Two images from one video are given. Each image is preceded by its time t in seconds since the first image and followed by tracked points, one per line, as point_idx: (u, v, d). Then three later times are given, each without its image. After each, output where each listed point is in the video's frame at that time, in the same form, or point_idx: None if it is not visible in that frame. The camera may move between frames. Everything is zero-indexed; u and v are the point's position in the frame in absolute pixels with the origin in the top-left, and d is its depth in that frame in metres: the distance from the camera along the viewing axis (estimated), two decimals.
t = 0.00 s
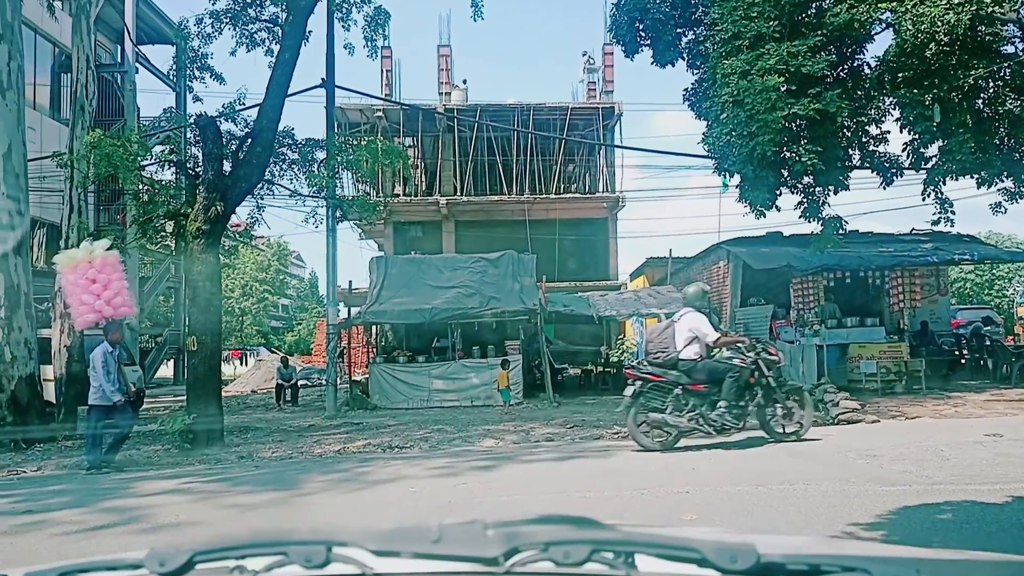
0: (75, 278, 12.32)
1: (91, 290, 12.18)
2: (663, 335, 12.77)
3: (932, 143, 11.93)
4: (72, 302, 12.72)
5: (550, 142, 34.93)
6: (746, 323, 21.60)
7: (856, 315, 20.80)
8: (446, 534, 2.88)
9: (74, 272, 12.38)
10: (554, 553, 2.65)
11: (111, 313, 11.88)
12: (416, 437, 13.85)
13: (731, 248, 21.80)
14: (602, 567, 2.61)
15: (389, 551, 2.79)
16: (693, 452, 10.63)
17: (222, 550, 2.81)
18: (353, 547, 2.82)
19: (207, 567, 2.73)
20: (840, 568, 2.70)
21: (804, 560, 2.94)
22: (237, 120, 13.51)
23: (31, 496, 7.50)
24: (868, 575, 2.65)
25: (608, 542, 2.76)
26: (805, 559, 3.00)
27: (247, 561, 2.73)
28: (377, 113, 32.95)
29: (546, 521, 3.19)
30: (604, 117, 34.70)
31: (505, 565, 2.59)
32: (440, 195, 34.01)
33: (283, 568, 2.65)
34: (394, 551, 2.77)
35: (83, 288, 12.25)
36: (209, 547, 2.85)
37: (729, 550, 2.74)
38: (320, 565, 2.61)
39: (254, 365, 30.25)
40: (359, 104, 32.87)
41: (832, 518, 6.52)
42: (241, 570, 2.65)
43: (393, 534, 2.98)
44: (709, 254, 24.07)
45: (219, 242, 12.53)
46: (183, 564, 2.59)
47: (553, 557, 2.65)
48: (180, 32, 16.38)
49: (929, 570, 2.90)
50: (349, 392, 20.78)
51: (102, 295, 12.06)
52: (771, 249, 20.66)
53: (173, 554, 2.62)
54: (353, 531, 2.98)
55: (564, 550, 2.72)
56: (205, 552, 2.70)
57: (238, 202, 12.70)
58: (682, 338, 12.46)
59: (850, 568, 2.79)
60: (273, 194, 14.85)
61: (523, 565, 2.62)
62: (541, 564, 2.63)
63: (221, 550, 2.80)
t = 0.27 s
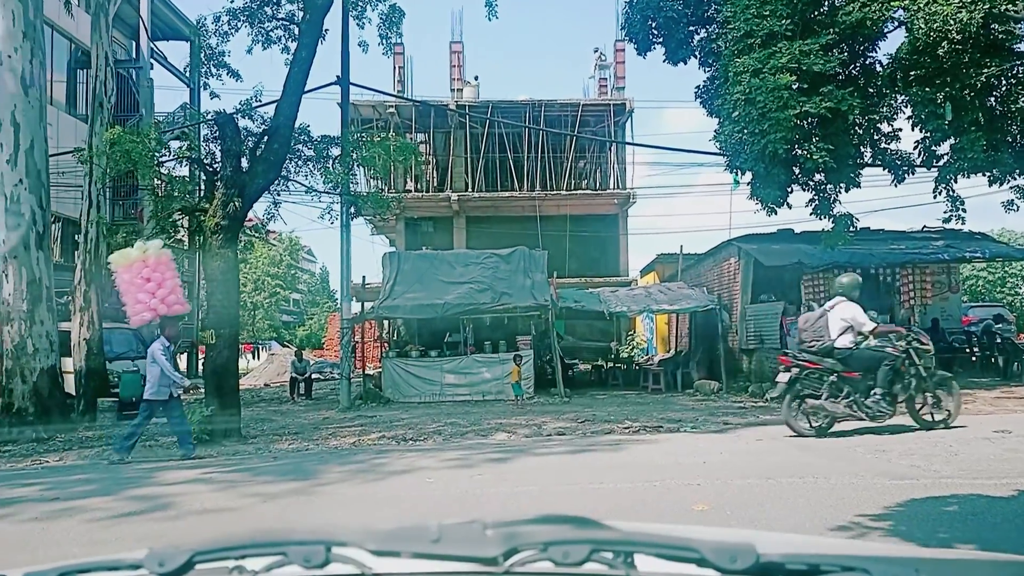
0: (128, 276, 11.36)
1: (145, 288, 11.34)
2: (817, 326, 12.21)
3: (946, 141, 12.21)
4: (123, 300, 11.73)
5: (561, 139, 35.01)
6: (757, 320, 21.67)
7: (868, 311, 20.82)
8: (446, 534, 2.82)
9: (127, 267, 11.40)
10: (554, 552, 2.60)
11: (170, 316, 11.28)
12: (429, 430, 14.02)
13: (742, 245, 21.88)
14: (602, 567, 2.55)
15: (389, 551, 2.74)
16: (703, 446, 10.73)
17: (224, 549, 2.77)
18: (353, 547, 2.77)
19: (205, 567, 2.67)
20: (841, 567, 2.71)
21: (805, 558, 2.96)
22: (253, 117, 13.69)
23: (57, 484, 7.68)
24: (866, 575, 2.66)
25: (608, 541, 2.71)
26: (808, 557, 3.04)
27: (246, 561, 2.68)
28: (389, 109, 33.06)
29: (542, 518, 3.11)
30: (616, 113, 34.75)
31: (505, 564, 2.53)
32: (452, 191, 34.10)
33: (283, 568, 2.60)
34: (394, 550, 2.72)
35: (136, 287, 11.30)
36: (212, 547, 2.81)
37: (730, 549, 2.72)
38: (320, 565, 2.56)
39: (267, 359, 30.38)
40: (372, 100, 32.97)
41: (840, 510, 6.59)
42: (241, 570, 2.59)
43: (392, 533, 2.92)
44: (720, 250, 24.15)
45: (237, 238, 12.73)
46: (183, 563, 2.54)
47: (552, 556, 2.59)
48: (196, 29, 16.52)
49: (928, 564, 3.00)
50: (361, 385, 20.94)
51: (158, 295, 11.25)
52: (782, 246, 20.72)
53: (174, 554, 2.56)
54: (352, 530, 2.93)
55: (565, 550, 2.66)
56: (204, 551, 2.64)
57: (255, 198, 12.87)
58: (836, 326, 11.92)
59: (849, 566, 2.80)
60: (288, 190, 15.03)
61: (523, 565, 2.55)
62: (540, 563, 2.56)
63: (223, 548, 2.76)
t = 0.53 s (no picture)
0: (191, 266, 11.65)
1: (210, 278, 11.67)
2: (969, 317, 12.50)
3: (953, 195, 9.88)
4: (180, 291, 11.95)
5: (576, 136, 35.13)
6: (772, 317, 21.77)
7: (882, 309, 20.90)
8: (445, 533, 2.78)
9: (191, 258, 11.73)
10: (553, 552, 2.58)
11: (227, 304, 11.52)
12: (447, 424, 14.23)
13: (758, 243, 21.97)
14: (601, 567, 2.53)
15: (389, 551, 2.73)
16: (717, 440, 10.87)
17: (227, 547, 2.77)
18: (353, 546, 2.76)
19: (205, 565, 2.67)
20: (839, 566, 2.71)
21: (807, 557, 2.96)
22: (275, 117, 13.93)
23: (90, 474, 7.94)
24: (864, 575, 2.66)
25: (607, 539, 2.69)
26: (810, 556, 3.04)
27: (247, 561, 2.67)
28: (406, 107, 33.25)
29: (541, 515, 3.06)
30: (631, 111, 34.83)
31: (504, 564, 2.51)
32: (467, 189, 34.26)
33: (282, 567, 2.60)
34: (394, 550, 2.70)
35: (198, 276, 11.59)
36: (216, 545, 2.82)
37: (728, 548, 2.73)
38: (319, 564, 2.56)
39: (286, 355, 30.68)
40: (388, 98, 33.18)
41: (852, 502, 6.72)
42: (240, 569, 2.59)
43: (393, 531, 2.91)
44: (735, 248, 24.22)
45: (261, 237, 12.98)
46: (182, 563, 2.56)
47: (552, 556, 2.57)
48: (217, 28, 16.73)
49: (928, 562, 3.07)
50: (379, 380, 21.20)
51: (218, 282, 11.56)
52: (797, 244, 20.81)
53: (173, 553, 2.57)
54: (352, 529, 2.91)
55: (565, 549, 2.64)
56: (204, 550, 2.65)
57: (278, 196, 13.11)
58: (989, 318, 12.23)
59: (846, 565, 2.83)
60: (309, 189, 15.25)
61: (523, 566, 2.53)
62: (540, 564, 2.55)
63: (225, 547, 2.77)
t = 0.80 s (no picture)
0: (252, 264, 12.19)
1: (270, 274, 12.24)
2: None
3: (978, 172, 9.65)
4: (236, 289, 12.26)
5: (593, 131, 35.20)
6: (789, 311, 21.83)
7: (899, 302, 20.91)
8: (445, 533, 2.66)
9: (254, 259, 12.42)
10: (553, 551, 2.44)
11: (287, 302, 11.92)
12: (466, 417, 14.42)
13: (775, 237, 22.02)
14: (601, 567, 2.40)
15: (388, 551, 2.60)
16: (733, 432, 10.98)
17: (226, 548, 2.66)
18: (352, 546, 2.64)
19: (205, 567, 2.57)
20: (840, 566, 2.60)
21: (810, 556, 2.82)
22: (298, 114, 14.18)
23: (123, 464, 8.17)
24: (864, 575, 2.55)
25: (607, 539, 2.55)
26: (810, 554, 2.88)
27: (246, 561, 2.56)
28: (423, 103, 33.41)
29: (543, 517, 2.89)
30: (648, 105, 34.87)
31: (503, 564, 2.38)
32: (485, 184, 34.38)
33: (282, 568, 2.49)
34: (394, 550, 2.58)
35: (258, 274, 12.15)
36: (216, 546, 2.71)
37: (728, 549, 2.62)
38: (319, 564, 2.45)
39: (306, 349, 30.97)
40: (406, 94, 33.35)
41: (867, 490, 6.81)
42: (240, 570, 2.48)
43: (392, 531, 2.77)
44: (753, 242, 24.26)
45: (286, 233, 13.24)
46: (183, 563, 2.46)
47: (552, 555, 2.44)
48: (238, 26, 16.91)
49: (926, 562, 2.98)
50: (400, 374, 21.43)
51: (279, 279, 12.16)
52: (815, 237, 20.86)
53: (173, 553, 2.48)
54: (351, 528, 2.79)
55: (565, 548, 2.51)
56: (206, 550, 2.54)
57: (303, 192, 13.39)
58: None
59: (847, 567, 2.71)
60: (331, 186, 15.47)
61: (523, 567, 2.39)
62: (540, 564, 2.41)
63: (224, 547, 2.65)
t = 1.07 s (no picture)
0: (305, 238, 12.59)
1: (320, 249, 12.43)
2: None
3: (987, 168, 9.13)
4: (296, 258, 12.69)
5: (607, 109, 35.22)
6: (805, 286, 21.96)
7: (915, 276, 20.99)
8: (446, 534, 2.69)
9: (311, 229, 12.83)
10: (555, 551, 2.47)
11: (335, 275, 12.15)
12: (487, 392, 14.73)
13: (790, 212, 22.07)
14: (603, 567, 2.42)
15: (390, 550, 2.64)
16: (748, 404, 11.22)
17: (228, 549, 2.71)
18: (355, 546, 2.69)
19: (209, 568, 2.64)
20: (841, 567, 2.61)
21: (811, 557, 2.83)
22: (316, 97, 14.39)
23: (162, 440, 8.58)
24: None
25: (607, 540, 2.58)
26: (811, 555, 2.89)
27: (248, 561, 2.60)
28: (437, 83, 33.56)
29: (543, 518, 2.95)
30: (661, 82, 34.82)
31: (506, 564, 2.42)
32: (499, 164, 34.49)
33: (285, 566, 2.54)
34: (395, 549, 2.62)
35: (311, 248, 12.56)
36: (218, 547, 2.75)
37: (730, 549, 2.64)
38: (321, 563, 2.50)
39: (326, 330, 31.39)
40: (420, 75, 33.47)
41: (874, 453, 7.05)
42: (243, 568, 2.54)
43: (396, 532, 2.81)
44: (768, 218, 24.32)
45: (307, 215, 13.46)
46: (185, 562, 2.54)
47: (554, 556, 2.46)
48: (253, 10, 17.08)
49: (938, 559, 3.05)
50: (420, 352, 21.78)
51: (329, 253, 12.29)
52: (830, 212, 20.91)
53: (175, 552, 2.57)
54: (355, 528, 2.85)
55: (565, 549, 2.54)
56: (208, 550, 2.62)
57: (323, 174, 13.57)
58: None
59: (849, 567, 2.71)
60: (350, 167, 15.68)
61: (525, 566, 2.42)
62: (540, 564, 2.44)
63: (226, 549, 2.71)
